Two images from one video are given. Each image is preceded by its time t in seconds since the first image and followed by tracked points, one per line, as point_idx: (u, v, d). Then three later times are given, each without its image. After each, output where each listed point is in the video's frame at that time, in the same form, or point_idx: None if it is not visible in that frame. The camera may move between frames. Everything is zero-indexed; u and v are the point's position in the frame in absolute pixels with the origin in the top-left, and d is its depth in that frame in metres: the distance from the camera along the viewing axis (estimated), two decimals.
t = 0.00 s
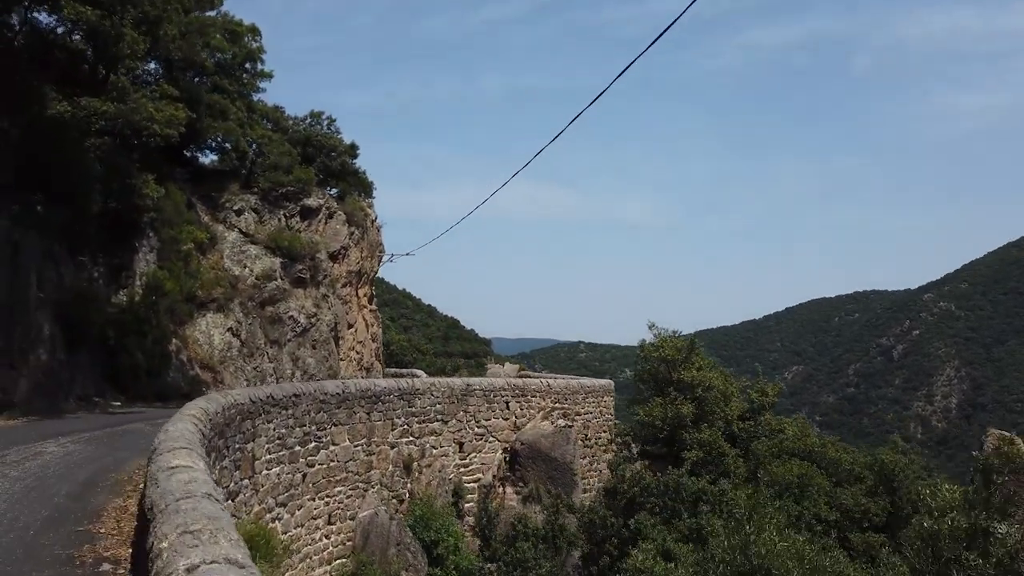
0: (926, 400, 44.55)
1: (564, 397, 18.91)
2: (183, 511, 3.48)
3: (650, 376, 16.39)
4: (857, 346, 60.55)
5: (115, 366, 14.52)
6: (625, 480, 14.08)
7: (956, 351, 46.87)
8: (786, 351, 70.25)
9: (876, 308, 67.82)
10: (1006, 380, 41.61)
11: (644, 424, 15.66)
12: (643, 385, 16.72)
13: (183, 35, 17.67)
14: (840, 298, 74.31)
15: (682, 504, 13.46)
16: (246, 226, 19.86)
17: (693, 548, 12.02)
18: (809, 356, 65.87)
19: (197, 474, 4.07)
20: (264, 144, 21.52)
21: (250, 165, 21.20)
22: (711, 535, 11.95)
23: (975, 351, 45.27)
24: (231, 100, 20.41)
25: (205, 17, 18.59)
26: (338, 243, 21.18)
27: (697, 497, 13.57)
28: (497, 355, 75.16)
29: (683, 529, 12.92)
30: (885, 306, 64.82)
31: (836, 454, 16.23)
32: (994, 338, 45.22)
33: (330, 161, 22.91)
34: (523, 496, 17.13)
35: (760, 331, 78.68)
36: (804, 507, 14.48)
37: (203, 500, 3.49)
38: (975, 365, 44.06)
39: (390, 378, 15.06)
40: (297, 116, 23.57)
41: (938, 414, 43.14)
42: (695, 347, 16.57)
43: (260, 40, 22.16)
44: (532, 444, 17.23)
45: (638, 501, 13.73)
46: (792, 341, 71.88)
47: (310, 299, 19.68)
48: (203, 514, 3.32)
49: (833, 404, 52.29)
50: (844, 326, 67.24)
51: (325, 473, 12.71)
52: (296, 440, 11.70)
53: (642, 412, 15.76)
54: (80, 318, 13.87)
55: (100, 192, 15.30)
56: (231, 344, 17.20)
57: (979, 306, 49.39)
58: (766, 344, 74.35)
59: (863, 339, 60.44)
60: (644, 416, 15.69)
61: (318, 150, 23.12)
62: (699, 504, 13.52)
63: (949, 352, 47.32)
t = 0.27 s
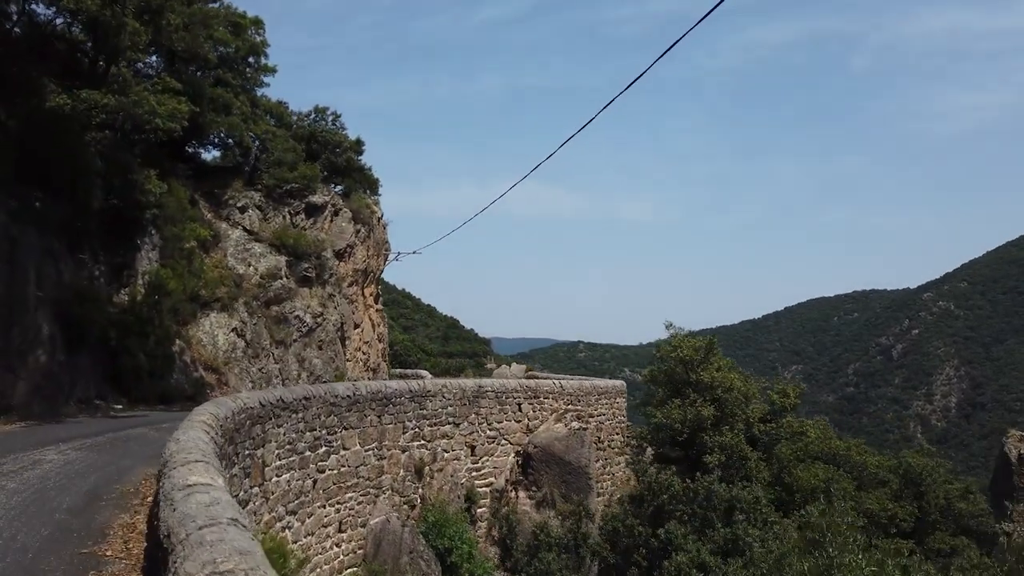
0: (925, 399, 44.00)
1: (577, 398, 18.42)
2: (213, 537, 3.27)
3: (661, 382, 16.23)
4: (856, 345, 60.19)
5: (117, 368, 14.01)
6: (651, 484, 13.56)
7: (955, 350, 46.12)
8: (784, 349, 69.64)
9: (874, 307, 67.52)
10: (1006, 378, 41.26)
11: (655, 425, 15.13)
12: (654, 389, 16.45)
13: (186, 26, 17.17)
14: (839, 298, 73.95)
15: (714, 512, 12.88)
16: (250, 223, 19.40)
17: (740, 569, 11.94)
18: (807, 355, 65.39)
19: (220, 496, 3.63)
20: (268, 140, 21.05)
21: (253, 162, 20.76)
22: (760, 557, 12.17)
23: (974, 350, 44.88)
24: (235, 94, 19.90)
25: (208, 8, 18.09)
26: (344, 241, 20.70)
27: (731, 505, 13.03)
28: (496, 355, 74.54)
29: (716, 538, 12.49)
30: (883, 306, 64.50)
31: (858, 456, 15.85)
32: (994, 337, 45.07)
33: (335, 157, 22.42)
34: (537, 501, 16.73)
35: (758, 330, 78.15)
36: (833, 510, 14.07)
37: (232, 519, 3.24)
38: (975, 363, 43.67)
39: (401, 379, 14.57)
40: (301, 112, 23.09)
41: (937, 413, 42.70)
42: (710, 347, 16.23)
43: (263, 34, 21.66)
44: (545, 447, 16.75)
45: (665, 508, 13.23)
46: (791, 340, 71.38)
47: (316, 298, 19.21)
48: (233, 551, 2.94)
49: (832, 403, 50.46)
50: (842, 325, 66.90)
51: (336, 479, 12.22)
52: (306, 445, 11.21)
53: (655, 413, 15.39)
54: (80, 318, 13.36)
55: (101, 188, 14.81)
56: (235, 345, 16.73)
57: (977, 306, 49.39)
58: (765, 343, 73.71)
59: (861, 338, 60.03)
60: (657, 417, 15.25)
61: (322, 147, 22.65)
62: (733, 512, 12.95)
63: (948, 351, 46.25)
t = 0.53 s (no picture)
0: (921, 397, 43.51)
1: (588, 399, 17.94)
2: None
3: (676, 382, 15.76)
4: (851, 344, 59.88)
5: (115, 369, 13.49)
6: (678, 492, 13.00)
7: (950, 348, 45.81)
8: (779, 348, 69.27)
9: (870, 306, 67.33)
10: (1000, 377, 41.01)
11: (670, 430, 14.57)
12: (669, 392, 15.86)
13: (186, 16, 16.64)
14: (834, 297, 73.72)
15: (748, 522, 12.51)
16: (251, 220, 18.89)
17: None
18: (803, 354, 65.05)
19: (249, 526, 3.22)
20: (269, 135, 20.52)
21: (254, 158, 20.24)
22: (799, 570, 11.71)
23: (969, 349, 44.67)
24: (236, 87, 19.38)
25: None
26: (347, 239, 20.18)
27: (768, 513, 12.59)
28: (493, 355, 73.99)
29: (754, 549, 12.10)
30: (879, 305, 64.31)
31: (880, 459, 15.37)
32: (988, 336, 45.38)
33: (338, 153, 21.91)
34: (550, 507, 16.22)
35: (754, 329, 77.79)
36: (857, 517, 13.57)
37: (272, 554, 2.86)
38: (970, 361, 43.50)
39: (410, 381, 14.07)
40: (302, 107, 22.56)
41: (932, 412, 42.14)
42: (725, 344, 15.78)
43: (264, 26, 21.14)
44: (557, 450, 16.26)
45: (693, 517, 12.72)
46: (786, 338, 71.04)
47: (320, 297, 18.70)
48: None
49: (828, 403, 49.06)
50: (838, 325, 66.67)
51: (345, 485, 11.72)
52: (314, 450, 10.71)
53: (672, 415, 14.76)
54: (77, 317, 12.85)
55: (99, 182, 14.32)
56: (237, 345, 16.23)
57: (973, 305, 49.26)
58: (761, 342, 73.22)
59: (856, 337, 59.78)
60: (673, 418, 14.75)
61: (324, 142, 22.13)
62: (771, 521, 12.55)
63: (943, 349, 45.89)
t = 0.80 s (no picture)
0: (920, 397, 42.99)
1: (603, 401, 17.43)
2: None
3: (696, 386, 15.14)
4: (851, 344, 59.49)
5: (116, 372, 12.97)
6: (716, 502, 12.46)
7: (949, 348, 45.67)
8: (778, 348, 68.80)
9: (869, 306, 67.03)
10: (1000, 377, 40.71)
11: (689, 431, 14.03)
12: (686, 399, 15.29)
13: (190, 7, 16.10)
14: (833, 297, 73.38)
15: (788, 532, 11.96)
16: (256, 218, 18.38)
17: None
18: (802, 354, 64.62)
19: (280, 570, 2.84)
20: (273, 130, 20.02)
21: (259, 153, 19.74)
22: None
23: (969, 348, 44.40)
24: (241, 81, 18.86)
25: None
26: (354, 237, 19.67)
27: (812, 526, 12.25)
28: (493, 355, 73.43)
29: (801, 565, 11.64)
30: (878, 305, 63.98)
31: (906, 463, 14.95)
32: (988, 337, 45.15)
33: (344, 149, 21.40)
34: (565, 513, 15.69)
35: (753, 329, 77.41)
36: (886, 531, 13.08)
37: None
38: (969, 362, 43.33)
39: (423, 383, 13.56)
40: (307, 102, 22.04)
41: (931, 412, 41.60)
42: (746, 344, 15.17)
43: (268, 19, 20.61)
44: (573, 454, 15.73)
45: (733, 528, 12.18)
46: (786, 338, 70.59)
47: (327, 297, 18.20)
48: None
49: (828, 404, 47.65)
50: (837, 325, 66.32)
51: (358, 493, 11.20)
52: (327, 457, 10.19)
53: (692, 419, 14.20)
54: (77, 318, 12.33)
55: (99, 177, 13.80)
56: (242, 346, 15.74)
57: (972, 305, 49.05)
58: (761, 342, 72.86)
59: (855, 337, 59.46)
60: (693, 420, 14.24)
61: (330, 138, 21.61)
62: (816, 533, 12.22)
63: (943, 349, 45.79)
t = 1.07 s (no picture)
0: (919, 397, 42.32)
1: (620, 403, 16.93)
2: None
3: (719, 389, 15.12)
4: (852, 343, 59.09)
5: (119, 373, 12.46)
6: (758, 511, 11.77)
7: (949, 347, 45.22)
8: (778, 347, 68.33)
9: (869, 306, 66.63)
10: (998, 378, 40.25)
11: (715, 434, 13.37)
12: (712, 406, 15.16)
13: None
14: (833, 296, 72.96)
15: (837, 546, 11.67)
16: (262, 214, 17.93)
17: None
18: (801, 353, 64.21)
19: None
20: (278, 125, 19.53)
21: (264, 148, 19.30)
22: None
23: (968, 349, 44.01)
24: (246, 74, 18.39)
25: None
26: (362, 234, 19.18)
27: (862, 538, 11.80)
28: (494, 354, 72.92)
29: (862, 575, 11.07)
30: (879, 305, 63.59)
31: (931, 465, 14.63)
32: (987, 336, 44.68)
33: (351, 144, 20.89)
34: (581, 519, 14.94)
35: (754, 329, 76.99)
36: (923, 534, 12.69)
37: None
38: (969, 361, 42.97)
39: (438, 385, 13.09)
40: (313, 96, 21.54)
41: (931, 413, 40.91)
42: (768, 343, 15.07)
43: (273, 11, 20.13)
44: (590, 458, 15.26)
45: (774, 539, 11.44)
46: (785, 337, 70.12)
47: (335, 296, 17.71)
48: None
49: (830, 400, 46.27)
50: (838, 325, 65.92)
51: (373, 500, 10.72)
52: (342, 463, 9.71)
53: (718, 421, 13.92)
54: (78, 317, 11.84)
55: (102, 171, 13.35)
56: (248, 346, 15.29)
57: (970, 304, 48.71)
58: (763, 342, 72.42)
59: (854, 336, 59.02)
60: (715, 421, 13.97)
61: (337, 134, 21.13)
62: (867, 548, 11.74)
63: (942, 349, 45.34)
